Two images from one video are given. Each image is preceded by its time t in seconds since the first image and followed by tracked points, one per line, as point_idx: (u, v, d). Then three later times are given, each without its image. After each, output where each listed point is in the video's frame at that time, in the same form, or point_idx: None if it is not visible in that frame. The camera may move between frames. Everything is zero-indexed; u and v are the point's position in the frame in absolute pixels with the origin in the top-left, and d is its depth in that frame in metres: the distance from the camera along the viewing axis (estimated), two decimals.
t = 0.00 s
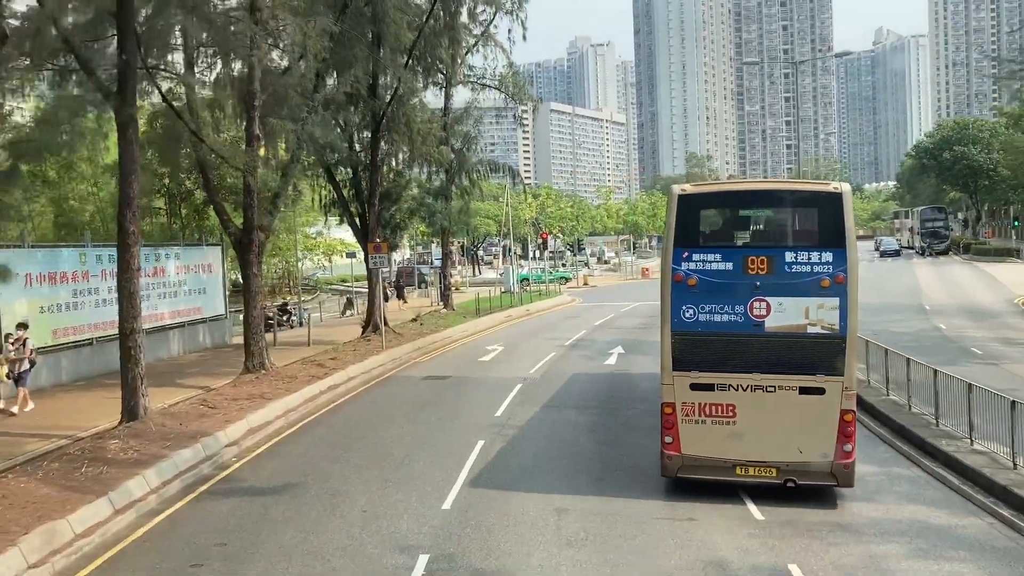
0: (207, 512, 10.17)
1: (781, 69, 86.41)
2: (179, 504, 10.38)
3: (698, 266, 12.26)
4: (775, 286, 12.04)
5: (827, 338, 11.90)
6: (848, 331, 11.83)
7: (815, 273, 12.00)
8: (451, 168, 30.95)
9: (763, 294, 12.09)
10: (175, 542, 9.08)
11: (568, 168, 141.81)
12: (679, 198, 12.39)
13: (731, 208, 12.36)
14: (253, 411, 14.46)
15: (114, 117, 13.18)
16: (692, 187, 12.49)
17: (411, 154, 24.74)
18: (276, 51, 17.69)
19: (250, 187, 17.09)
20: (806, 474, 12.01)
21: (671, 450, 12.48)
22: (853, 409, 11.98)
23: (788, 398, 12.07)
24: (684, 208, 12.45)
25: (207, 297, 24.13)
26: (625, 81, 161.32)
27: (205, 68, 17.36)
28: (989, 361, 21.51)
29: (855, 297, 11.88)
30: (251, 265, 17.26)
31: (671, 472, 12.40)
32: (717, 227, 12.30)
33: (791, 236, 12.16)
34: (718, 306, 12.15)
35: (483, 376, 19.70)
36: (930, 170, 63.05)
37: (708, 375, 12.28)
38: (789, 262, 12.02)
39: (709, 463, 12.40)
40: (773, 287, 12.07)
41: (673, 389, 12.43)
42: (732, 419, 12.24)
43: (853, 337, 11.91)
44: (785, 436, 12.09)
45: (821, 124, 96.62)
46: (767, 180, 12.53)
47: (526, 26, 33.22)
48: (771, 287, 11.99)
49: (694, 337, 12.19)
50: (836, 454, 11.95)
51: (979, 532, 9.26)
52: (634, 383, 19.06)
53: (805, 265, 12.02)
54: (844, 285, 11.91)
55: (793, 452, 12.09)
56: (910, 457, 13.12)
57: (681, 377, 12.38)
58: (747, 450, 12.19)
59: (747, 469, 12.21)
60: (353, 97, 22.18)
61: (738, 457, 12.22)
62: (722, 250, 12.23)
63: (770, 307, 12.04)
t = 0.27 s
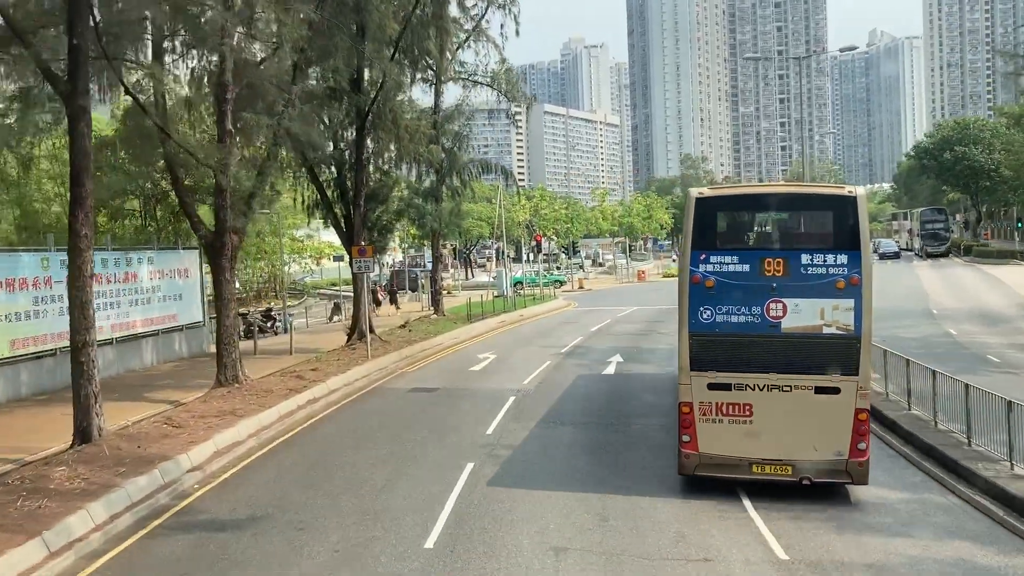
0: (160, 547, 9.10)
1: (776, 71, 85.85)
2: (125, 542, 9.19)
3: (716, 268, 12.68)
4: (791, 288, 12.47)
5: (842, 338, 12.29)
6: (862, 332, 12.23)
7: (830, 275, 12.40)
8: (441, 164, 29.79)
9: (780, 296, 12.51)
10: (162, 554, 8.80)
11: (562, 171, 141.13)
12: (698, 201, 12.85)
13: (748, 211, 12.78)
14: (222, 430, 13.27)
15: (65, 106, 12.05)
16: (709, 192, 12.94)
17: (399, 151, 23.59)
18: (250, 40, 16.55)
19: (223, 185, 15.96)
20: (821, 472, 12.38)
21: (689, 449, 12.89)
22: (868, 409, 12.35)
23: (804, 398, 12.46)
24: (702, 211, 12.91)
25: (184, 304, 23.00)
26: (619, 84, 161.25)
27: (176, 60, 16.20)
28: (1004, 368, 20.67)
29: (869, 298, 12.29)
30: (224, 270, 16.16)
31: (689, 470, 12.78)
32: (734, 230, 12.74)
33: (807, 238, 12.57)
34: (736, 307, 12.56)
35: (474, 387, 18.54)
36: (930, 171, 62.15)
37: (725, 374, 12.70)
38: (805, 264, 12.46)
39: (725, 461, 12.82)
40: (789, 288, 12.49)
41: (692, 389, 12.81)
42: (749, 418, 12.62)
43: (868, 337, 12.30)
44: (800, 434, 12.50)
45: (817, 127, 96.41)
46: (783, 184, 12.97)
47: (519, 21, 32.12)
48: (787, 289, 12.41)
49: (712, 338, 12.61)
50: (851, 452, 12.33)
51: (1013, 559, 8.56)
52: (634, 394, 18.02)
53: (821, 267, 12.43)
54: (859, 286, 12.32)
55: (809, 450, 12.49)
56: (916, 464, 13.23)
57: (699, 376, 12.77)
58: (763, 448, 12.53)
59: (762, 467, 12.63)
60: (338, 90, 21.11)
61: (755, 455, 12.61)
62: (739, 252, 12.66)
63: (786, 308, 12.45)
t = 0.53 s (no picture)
0: None
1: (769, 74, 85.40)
2: None
3: (733, 271, 13.34)
4: (806, 290, 13.10)
5: (855, 339, 12.88)
6: (874, 332, 12.85)
7: (844, 278, 13.02)
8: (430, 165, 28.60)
9: (794, 297, 13.15)
10: None
11: (555, 174, 140.35)
12: (715, 207, 13.47)
13: (764, 216, 13.46)
14: (187, 453, 12.05)
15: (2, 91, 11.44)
16: (725, 197, 13.64)
17: (386, 150, 22.37)
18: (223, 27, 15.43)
19: (190, 184, 14.71)
20: (835, 470, 12.92)
21: (707, 448, 13.42)
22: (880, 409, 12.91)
23: (817, 398, 13.02)
24: (719, 216, 13.53)
25: (158, 310, 21.89)
26: (613, 88, 160.67)
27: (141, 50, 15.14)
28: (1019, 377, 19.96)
29: (881, 300, 12.92)
30: (193, 276, 14.96)
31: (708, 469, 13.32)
32: (751, 235, 13.41)
33: (820, 242, 13.24)
34: (752, 309, 13.22)
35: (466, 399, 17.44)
36: (928, 174, 61.38)
37: (741, 376, 13.26)
38: (819, 267, 13.08)
39: (742, 461, 13.33)
40: (803, 290, 13.13)
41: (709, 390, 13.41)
42: (765, 418, 13.20)
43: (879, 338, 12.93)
44: (815, 434, 13.02)
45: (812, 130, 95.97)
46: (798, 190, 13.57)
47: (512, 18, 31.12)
48: (802, 291, 13.05)
49: (728, 338, 13.25)
50: (865, 451, 12.86)
51: None
52: (639, 405, 17.20)
53: (835, 271, 13.07)
54: (872, 289, 12.94)
55: (823, 449, 13.03)
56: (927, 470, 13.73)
57: (716, 378, 13.38)
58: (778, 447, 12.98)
59: (779, 466, 13.10)
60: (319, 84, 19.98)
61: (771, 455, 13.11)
62: (755, 256, 13.32)
63: (801, 309, 13.09)
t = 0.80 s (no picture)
0: None
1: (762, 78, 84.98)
2: None
3: (745, 276, 13.54)
4: (817, 294, 13.29)
5: (866, 341, 13.06)
6: (884, 335, 13.04)
7: (855, 281, 13.21)
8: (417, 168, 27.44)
9: (806, 301, 13.33)
10: None
11: (547, 179, 139.37)
12: (727, 213, 13.66)
13: (775, 221, 13.64)
14: (142, 482, 10.80)
15: None
16: (737, 203, 13.79)
17: (370, 152, 21.23)
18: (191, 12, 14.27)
19: (154, 183, 13.54)
20: (847, 471, 13.07)
21: (719, 450, 13.60)
22: (891, 411, 13.07)
23: (830, 400, 13.17)
24: (731, 221, 13.73)
25: (130, 320, 20.70)
26: (604, 93, 160.14)
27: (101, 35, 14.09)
28: None
29: (891, 304, 13.11)
30: (158, 284, 13.81)
31: (720, 470, 13.51)
32: (762, 239, 13.61)
33: (832, 246, 13.42)
34: (764, 313, 13.44)
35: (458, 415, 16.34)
36: (926, 178, 60.65)
37: (753, 378, 13.45)
38: (830, 272, 13.28)
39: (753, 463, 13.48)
40: (814, 294, 13.32)
41: (721, 393, 13.61)
42: (777, 421, 13.38)
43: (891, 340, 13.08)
44: (826, 436, 13.19)
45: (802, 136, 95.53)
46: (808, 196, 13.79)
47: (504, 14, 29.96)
48: (814, 296, 13.24)
49: (741, 342, 13.42)
50: (875, 451, 13.06)
51: None
52: (640, 421, 16.29)
53: (846, 275, 13.25)
54: (882, 292, 13.14)
55: (835, 451, 13.21)
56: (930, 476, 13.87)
57: (728, 381, 13.56)
58: (789, 450, 13.10)
59: (791, 468, 13.27)
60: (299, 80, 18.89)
61: (783, 456, 13.29)
62: (767, 261, 13.53)
63: (813, 313, 13.28)
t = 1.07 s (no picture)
0: None
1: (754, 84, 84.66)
2: None
3: (754, 282, 13.53)
4: (825, 299, 13.34)
5: (874, 345, 13.16)
6: (892, 339, 13.11)
7: (863, 286, 13.27)
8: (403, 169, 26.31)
9: (815, 306, 13.36)
10: None
11: (538, 186, 138.57)
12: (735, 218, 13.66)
13: (784, 226, 13.65)
14: (89, 518, 9.60)
15: None
16: (745, 210, 13.78)
17: (352, 151, 20.30)
18: None
19: (110, 184, 12.64)
20: (856, 474, 13.15)
21: (730, 455, 13.63)
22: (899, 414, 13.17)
23: (839, 404, 13.24)
24: (739, 227, 13.74)
25: (98, 331, 19.56)
26: (595, 101, 159.91)
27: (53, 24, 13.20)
28: None
29: (899, 308, 13.18)
30: (115, 295, 12.94)
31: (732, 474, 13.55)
32: (770, 245, 13.61)
33: (839, 252, 13.45)
34: (773, 318, 13.47)
35: (445, 434, 15.26)
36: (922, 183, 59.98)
37: (764, 383, 13.50)
38: (838, 277, 13.32)
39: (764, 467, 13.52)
40: (823, 299, 13.36)
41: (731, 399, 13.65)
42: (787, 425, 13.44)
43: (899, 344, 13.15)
44: (837, 439, 13.26)
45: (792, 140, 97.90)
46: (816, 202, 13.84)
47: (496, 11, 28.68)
48: (822, 301, 13.28)
49: (751, 348, 13.44)
50: (884, 454, 13.14)
51: None
52: (643, 442, 15.24)
53: (854, 280, 13.29)
54: (889, 297, 13.21)
55: (845, 455, 13.27)
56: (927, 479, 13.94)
57: (739, 386, 13.61)
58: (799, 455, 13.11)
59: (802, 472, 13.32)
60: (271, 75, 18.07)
61: (795, 460, 13.34)
62: (776, 266, 13.53)
63: (821, 318, 13.34)
